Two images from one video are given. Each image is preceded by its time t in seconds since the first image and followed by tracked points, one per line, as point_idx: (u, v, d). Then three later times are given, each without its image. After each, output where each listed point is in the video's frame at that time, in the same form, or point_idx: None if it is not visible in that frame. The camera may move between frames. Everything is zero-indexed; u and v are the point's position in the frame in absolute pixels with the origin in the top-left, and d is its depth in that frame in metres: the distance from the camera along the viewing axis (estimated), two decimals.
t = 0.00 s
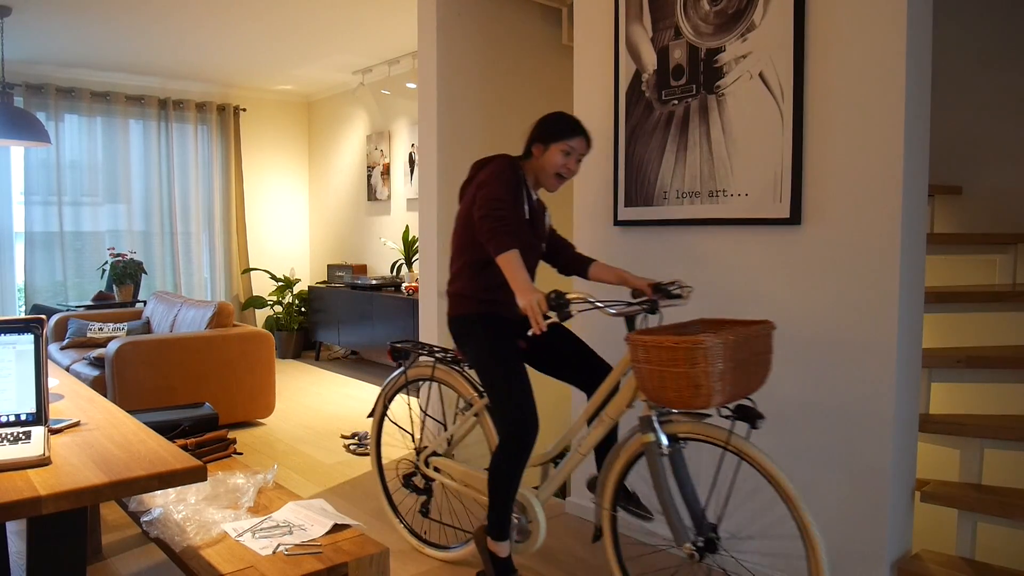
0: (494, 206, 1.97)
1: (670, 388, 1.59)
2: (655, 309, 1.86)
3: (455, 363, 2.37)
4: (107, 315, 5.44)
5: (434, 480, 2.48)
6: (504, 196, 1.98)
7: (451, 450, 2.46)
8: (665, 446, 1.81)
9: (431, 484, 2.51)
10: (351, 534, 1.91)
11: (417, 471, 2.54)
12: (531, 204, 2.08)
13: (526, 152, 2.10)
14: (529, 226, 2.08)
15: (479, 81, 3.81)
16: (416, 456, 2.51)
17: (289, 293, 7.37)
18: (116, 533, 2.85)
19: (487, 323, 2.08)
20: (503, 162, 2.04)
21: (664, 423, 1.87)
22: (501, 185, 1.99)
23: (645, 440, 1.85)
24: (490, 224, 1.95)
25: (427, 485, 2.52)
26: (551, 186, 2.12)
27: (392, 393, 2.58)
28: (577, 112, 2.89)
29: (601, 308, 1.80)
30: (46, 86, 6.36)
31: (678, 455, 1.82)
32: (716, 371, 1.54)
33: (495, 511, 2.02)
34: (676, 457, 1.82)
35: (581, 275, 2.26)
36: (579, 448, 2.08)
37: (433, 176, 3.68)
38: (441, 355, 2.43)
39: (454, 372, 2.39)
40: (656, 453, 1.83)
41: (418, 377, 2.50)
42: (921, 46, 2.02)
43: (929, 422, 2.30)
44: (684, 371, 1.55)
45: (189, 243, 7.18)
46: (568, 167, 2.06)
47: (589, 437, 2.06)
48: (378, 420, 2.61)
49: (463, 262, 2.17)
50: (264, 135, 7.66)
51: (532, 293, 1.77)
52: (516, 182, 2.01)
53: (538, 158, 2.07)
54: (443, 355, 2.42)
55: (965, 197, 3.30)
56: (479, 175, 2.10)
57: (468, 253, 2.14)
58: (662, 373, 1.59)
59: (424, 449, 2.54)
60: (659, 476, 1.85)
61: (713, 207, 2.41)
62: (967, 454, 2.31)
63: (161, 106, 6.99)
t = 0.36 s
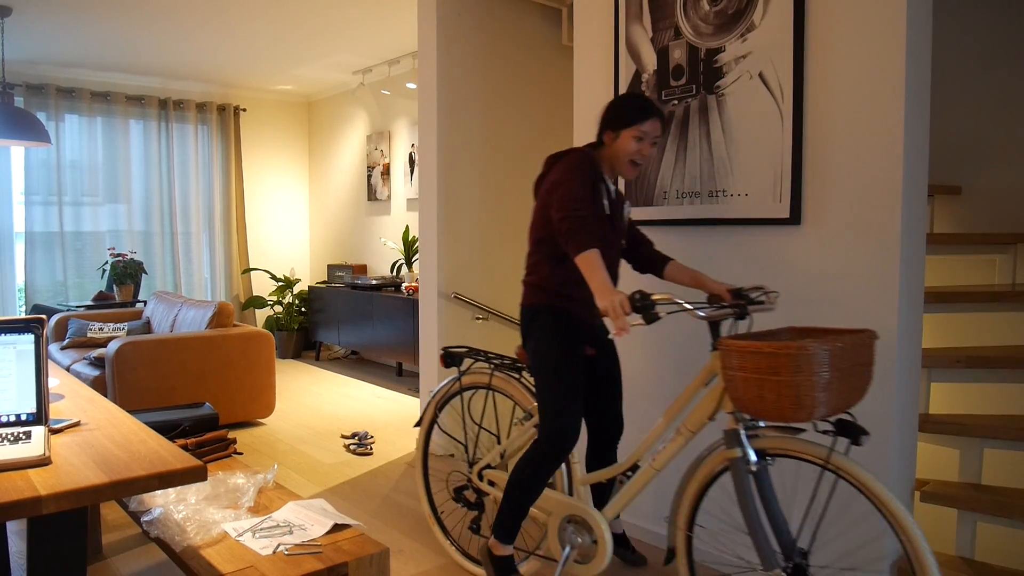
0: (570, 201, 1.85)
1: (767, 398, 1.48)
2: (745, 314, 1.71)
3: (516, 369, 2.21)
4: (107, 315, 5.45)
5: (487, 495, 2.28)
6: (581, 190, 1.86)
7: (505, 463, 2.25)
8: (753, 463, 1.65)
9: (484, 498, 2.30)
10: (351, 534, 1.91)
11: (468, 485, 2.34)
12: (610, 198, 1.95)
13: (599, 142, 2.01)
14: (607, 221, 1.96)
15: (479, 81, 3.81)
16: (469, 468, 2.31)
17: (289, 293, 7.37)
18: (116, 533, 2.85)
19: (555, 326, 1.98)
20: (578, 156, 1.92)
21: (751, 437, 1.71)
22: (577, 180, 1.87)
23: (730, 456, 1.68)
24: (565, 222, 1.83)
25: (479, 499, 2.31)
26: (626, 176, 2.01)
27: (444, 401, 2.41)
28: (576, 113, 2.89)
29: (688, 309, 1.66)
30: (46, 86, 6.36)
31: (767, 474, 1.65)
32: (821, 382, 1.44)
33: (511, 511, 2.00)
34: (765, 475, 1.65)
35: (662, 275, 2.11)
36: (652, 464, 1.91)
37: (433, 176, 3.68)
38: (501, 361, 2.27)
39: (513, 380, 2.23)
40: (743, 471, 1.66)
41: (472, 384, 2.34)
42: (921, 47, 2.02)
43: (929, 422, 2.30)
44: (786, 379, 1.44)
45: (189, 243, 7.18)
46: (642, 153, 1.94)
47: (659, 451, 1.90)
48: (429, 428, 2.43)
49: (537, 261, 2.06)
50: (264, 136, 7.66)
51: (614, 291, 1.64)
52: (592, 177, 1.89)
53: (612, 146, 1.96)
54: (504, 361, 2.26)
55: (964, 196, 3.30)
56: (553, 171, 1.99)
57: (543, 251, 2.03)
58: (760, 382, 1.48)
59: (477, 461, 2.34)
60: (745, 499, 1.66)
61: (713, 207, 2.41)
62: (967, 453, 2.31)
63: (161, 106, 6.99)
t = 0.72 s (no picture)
0: (611, 210, 1.62)
1: (842, 422, 1.32)
2: (815, 323, 1.53)
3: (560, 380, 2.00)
4: (108, 315, 5.45)
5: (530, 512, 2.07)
6: (620, 195, 1.63)
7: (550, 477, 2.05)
8: (828, 486, 1.47)
9: (527, 516, 2.10)
10: (351, 534, 1.91)
11: (510, 502, 2.13)
12: (655, 200, 1.72)
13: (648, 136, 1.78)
14: (653, 227, 1.72)
15: (479, 81, 3.81)
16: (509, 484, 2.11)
17: (289, 293, 7.37)
18: (116, 533, 2.85)
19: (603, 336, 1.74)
20: (615, 157, 1.69)
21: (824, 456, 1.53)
22: (616, 184, 1.64)
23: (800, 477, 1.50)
24: (607, 234, 1.61)
25: (521, 517, 2.11)
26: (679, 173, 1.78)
27: (480, 415, 2.18)
28: (576, 113, 2.89)
29: (757, 322, 1.45)
30: (46, 86, 6.36)
31: (842, 498, 1.47)
32: (908, 404, 1.26)
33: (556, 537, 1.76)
34: (841, 499, 1.47)
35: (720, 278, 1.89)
36: (711, 482, 1.71)
37: (433, 176, 3.68)
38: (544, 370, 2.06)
39: (555, 391, 2.03)
40: (818, 494, 1.47)
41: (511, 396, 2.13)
42: (921, 47, 2.02)
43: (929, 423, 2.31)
44: (865, 403, 1.28)
45: (189, 243, 7.18)
46: (699, 147, 1.71)
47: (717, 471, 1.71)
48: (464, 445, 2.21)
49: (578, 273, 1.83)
50: (264, 136, 7.66)
51: (671, 304, 1.43)
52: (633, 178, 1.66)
53: (663, 141, 1.73)
54: (547, 370, 2.05)
55: (964, 197, 3.30)
56: (588, 176, 1.76)
57: (585, 263, 1.80)
58: (834, 403, 1.32)
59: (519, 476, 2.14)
60: (818, 527, 1.48)
61: (713, 207, 2.41)
62: (966, 454, 2.31)
63: (161, 106, 6.99)
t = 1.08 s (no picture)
0: (642, 211, 1.48)
1: (934, 442, 1.17)
2: (897, 330, 1.36)
3: (608, 390, 1.83)
4: (108, 315, 5.44)
5: (576, 528, 1.90)
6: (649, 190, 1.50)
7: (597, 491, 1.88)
8: (910, 508, 1.28)
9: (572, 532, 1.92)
10: (351, 534, 1.90)
11: (553, 516, 1.96)
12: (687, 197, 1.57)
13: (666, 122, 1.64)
14: (689, 221, 1.57)
15: (479, 81, 3.81)
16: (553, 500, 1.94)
17: (289, 293, 7.37)
18: (116, 533, 2.85)
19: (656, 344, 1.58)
20: (637, 158, 1.56)
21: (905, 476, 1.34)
22: (643, 187, 1.51)
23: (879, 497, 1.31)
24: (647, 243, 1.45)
25: (566, 533, 1.93)
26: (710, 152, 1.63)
27: (521, 423, 2.01)
28: (576, 112, 2.89)
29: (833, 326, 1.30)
30: (46, 86, 6.36)
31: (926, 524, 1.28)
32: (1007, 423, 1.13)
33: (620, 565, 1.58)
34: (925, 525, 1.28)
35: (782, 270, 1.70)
36: (776, 501, 1.54)
37: (433, 177, 3.68)
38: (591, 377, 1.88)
39: (602, 401, 1.86)
40: (898, 517, 1.28)
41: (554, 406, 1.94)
42: (922, 47, 2.02)
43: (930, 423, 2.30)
44: (962, 419, 1.13)
45: (189, 243, 7.18)
46: (723, 120, 1.56)
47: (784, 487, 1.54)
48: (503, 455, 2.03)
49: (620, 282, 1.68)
50: (264, 136, 7.66)
51: (737, 309, 1.27)
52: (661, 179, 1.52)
53: (684, 123, 1.59)
54: (593, 378, 1.87)
55: (964, 197, 3.30)
56: (615, 182, 1.63)
57: (623, 269, 1.65)
58: (924, 420, 1.18)
59: (563, 489, 1.97)
60: (894, 555, 1.28)
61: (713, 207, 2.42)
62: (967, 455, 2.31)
63: (161, 106, 6.98)
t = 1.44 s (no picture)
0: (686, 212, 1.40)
1: (1019, 462, 1.10)
2: (966, 339, 1.27)
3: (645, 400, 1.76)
4: (108, 315, 5.45)
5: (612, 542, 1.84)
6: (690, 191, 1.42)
7: (634, 504, 1.80)
8: (983, 530, 1.17)
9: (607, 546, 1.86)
10: (351, 534, 1.90)
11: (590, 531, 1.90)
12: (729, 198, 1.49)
13: (709, 111, 1.53)
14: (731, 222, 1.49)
15: (480, 81, 3.81)
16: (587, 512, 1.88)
17: (289, 293, 7.38)
18: (116, 533, 2.85)
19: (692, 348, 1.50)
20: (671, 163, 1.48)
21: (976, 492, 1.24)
22: (683, 190, 1.43)
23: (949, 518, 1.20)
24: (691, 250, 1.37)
25: (601, 547, 1.87)
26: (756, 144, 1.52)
27: (552, 432, 1.96)
28: (576, 112, 2.89)
29: (898, 335, 1.25)
30: (46, 86, 6.36)
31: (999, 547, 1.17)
32: None
33: None
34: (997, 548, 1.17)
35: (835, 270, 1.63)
36: (830, 517, 1.47)
37: (433, 177, 3.68)
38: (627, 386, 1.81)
39: (639, 409, 1.79)
40: (968, 539, 1.17)
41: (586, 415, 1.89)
42: (923, 47, 2.02)
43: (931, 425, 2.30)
44: None
45: (189, 243, 7.18)
46: (776, 108, 1.46)
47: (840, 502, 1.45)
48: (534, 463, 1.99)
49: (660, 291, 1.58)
50: (264, 136, 7.66)
51: (794, 319, 1.20)
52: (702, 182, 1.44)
53: (733, 114, 1.48)
54: (628, 386, 1.80)
55: (965, 197, 3.31)
56: (649, 188, 1.55)
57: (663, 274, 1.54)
58: (1006, 438, 1.10)
59: (599, 501, 1.90)
60: None
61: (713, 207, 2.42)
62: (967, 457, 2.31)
63: (161, 106, 6.98)
